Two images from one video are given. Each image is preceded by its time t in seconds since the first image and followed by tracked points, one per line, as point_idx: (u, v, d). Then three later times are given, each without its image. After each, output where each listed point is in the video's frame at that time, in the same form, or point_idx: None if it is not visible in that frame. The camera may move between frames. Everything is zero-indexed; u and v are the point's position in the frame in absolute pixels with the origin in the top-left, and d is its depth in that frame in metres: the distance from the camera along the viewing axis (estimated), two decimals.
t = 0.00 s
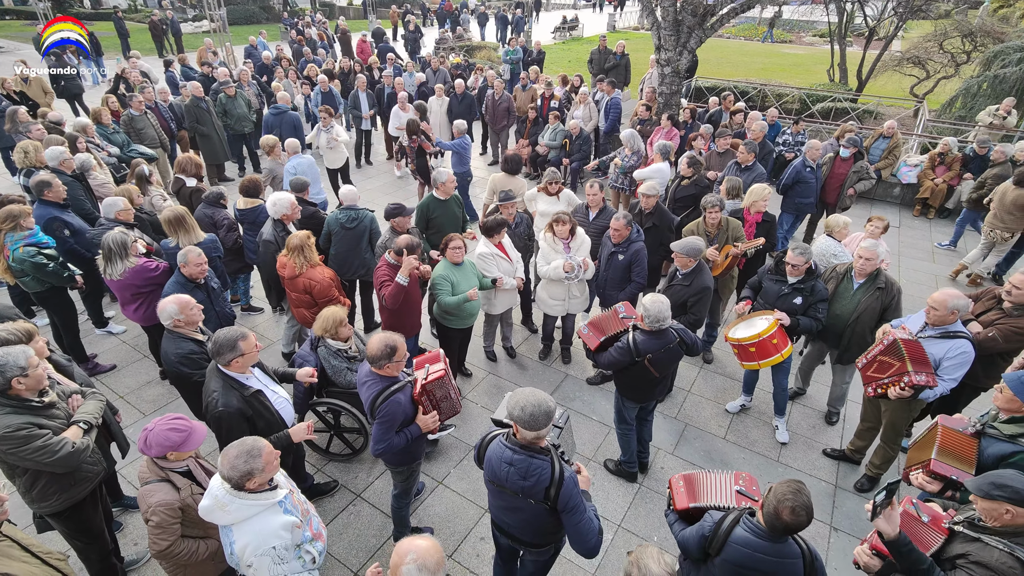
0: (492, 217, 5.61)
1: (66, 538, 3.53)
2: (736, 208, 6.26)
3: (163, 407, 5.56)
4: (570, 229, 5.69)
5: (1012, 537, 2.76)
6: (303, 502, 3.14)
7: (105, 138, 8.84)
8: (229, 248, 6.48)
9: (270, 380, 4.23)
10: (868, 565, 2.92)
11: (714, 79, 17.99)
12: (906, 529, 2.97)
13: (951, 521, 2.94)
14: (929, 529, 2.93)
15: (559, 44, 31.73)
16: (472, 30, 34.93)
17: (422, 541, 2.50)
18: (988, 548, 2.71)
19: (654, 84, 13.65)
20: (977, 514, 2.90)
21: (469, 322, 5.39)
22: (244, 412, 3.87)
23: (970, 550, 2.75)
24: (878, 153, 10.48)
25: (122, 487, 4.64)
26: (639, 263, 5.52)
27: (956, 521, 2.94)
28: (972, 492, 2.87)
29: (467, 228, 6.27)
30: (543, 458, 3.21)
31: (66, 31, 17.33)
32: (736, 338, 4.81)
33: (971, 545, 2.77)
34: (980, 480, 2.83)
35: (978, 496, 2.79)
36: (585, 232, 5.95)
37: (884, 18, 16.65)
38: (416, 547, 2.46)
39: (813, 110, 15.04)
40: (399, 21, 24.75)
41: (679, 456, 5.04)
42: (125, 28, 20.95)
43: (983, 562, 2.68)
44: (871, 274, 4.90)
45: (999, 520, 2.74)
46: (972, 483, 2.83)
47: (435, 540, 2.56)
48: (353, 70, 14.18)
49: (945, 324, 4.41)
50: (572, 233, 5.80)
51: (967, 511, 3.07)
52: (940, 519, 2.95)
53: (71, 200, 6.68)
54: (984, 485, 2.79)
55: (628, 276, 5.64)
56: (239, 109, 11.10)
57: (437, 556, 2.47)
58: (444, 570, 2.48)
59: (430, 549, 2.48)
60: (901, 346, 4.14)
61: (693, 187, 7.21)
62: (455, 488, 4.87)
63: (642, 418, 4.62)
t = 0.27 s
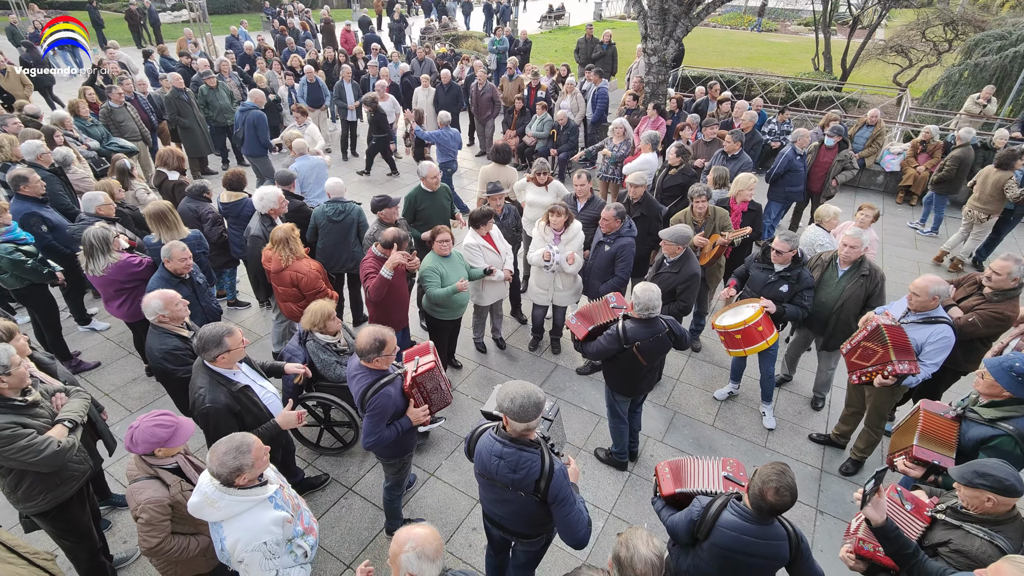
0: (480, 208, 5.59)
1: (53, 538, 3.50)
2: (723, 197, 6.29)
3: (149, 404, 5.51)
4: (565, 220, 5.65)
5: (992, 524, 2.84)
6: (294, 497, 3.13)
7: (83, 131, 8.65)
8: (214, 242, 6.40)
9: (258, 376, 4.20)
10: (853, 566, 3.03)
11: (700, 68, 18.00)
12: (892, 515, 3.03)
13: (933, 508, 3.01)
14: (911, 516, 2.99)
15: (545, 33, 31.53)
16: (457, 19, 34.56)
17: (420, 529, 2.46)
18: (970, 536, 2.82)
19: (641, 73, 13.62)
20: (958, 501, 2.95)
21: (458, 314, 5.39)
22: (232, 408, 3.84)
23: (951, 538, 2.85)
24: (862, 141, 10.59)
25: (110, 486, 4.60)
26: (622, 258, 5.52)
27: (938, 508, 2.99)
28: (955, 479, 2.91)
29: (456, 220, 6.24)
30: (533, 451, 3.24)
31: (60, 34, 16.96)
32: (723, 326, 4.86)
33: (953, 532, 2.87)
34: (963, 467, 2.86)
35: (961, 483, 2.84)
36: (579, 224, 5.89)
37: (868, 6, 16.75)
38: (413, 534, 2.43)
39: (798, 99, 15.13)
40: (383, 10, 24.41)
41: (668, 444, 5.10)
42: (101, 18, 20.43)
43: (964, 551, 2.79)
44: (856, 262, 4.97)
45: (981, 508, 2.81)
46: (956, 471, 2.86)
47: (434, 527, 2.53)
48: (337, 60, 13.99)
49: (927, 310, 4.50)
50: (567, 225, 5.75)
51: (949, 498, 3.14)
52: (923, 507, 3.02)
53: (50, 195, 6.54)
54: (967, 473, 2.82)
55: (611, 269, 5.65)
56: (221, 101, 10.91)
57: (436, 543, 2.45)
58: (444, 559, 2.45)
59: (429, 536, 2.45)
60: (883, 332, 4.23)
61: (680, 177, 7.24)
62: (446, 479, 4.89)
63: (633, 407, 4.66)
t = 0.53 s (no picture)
0: (468, 200, 5.57)
1: (40, 539, 3.46)
2: (709, 187, 6.33)
3: (136, 402, 5.45)
4: (556, 211, 5.67)
5: (977, 514, 2.94)
6: (285, 494, 3.13)
7: (60, 125, 8.45)
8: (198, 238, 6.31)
9: (245, 372, 4.17)
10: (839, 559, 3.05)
11: (687, 58, 18.01)
12: (881, 504, 3.08)
13: (920, 497, 3.09)
14: (899, 505, 3.06)
15: (531, 24, 31.35)
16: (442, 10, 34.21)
17: (415, 521, 2.48)
18: (957, 525, 2.88)
19: (628, 64, 13.60)
20: (945, 490, 3.03)
21: (447, 307, 5.37)
22: (219, 405, 3.81)
23: (938, 526, 2.92)
24: (846, 130, 10.69)
25: (97, 486, 4.55)
26: (605, 251, 5.47)
27: (925, 498, 3.08)
28: (943, 471, 3.00)
29: (444, 212, 6.21)
30: (522, 444, 3.27)
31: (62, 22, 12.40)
32: (711, 315, 4.90)
33: (939, 521, 2.94)
34: (952, 459, 2.95)
35: (950, 474, 2.92)
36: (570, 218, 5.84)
37: None
38: (410, 527, 2.44)
39: (783, 89, 15.22)
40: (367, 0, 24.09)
41: (657, 432, 5.15)
42: (76, 9, 19.92)
43: (950, 539, 2.86)
44: (840, 250, 5.03)
45: (967, 498, 2.90)
46: (946, 462, 2.95)
47: (429, 519, 2.54)
48: (320, 52, 13.80)
49: (909, 297, 4.58)
50: (556, 216, 5.75)
51: (935, 486, 3.22)
52: (910, 496, 3.09)
53: (27, 192, 6.40)
54: (956, 465, 2.91)
55: (594, 262, 5.59)
56: (202, 94, 10.72)
57: (431, 535, 2.45)
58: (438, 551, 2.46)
59: (425, 528, 2.46)
60: (868, 321, 4.29)
61: (667, 167, 7.26)
62: (437, 472, 4.91)
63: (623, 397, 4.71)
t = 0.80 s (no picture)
0: (455, 194, 5.54)
1: (25, 543, 3.41)
2: (696, 178, 6.35)
3: (121, 402, 5.38)
4: (545, 205, 5.66)
5: (965, 503, 3.01)
6: (274, 492, 3.11)
7: (36, 121, 8.27)
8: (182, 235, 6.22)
9: (232, 369, 4.12)
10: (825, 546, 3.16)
11: (672, 49, 18.02)
12: (871, 491, 3.16)
13: (909, 485, 3.19)
14: (889, 492, 3.13)
15: (516, 15, 31.16)
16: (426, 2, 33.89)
17: (414, 515, 2.48)
18: (945, 514, 2.97)
19: (613, 55, 13.58)
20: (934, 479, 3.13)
21: (434, 300, 5.37)
22: (206, 403, 3.77)
23: (927, 514, 3.01)
24: (829, 120, 10.79)
25: (83, 487, 4.49)
26: (589, 244, 5.47)
27: (914, 486, 3.18)
28: (934, 461, 3.07)
29: (431, 206, 6.17)
30: (511, 437, 3.28)
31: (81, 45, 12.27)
32: (699, 306, 4.94)
33: (929, 509, 3.02)
34: (945, 450, 3.01)
35: (941, 465, 2.99)
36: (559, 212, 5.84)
37: None
38: (409, 520, 2.44)
39: (768, 80, 15.30)
40: None
41: (647, 422, 5.19)
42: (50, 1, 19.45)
43: (938, 527, 2.95)
44: (825, 239, 5.09)
45: (958, 487, 2.97)
46: (937, 453, 3.01)
47: (426, 512, 2.54)
48: (303, 45, 13.61)
49: (892, 284, 4.65)
50: (544, 211, 5.75)
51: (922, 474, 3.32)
52: (899, 483, 3.18)
53: (3, 189, 6.26)
54: (948, 456, 2.98)
55: (578, 254, 5.58)
56: (182, 88, 10.53)
57: (430, 527, 2.45)
58: (435, 544, 2.45)
59: (423, 521, 2.46)
60: (852, 310, 4.35)
61: (654, 159, 7.27)
62: (429, 466, 4.91)
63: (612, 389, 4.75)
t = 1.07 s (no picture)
0: (442, 188, 5.51)
1: (10, 547, 3.36)
2: (682, 170, 6.38)
3: (105, 403, 5.30)
4: (530, 196, 5.66)
5: (951, 488, 3.08)
6: (264, 491, 3.09)
7: (11, 118, 8.08)
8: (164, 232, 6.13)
9: (219, 368, 4.09)
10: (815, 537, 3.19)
11: (658, 41, 18.04)
12: (859, 478, 3.22)
13: (897, 470, 3.26)
14: (877, 478, 3.20)
15: (501, 7, 30.96)
16: None
17: (411, 509, 2.47)
18: (932, 498, 3.04)
19: (599, 48, 13.57)
20: (920, 463, 3.20)
21: (422, 295, 5.35)
22: (193, 403, 3.73)
23: (914, 499, 3.08)
24: (813, 112, 10.88)
25: (68, 490, 4.43)
26: (575, 238, 5.47)
27: (901, 471, 3.25)
28: (922, 446, 3.13)
29: (417, 201, 6.13)
30: (500, 430, 3.29)
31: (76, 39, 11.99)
32: (686, 297, 4.98)
33: (916, 493, 3.09)
34: (933, 436, 3.07)
35: (929, 450, 3.05)
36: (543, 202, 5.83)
37: None
38: (406, 515, 2.43)
39: (752, 71, 15.39)
40: None
41: (636, 414, 5.23)
42: None
43: (925, 510, 3.02)
44: (809, 230, 5.14)
45: (944, 473, 3.04)
46: (926, 439, 3.07)
47: (423, 507, 2.53)
48: (285, 38, 13.41)
49: (875, 275, 4.73)
50: (528, 203, 5.75)
51: (908, 460, 3.40)
52: (887, 469, 3.25)
53: None
54: (937, 442, 3.04)
55: (566, 248, 5.59)
56: (162, 83, 10.35)
57: (428, 521, 2.45)
58: (434, 538, 2.46)
59: (421, 515, 2.45)
60: (838, 300, 4.42)
61: (641, 151, 7.29)
62: (420, 462, 4.91)
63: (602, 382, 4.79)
